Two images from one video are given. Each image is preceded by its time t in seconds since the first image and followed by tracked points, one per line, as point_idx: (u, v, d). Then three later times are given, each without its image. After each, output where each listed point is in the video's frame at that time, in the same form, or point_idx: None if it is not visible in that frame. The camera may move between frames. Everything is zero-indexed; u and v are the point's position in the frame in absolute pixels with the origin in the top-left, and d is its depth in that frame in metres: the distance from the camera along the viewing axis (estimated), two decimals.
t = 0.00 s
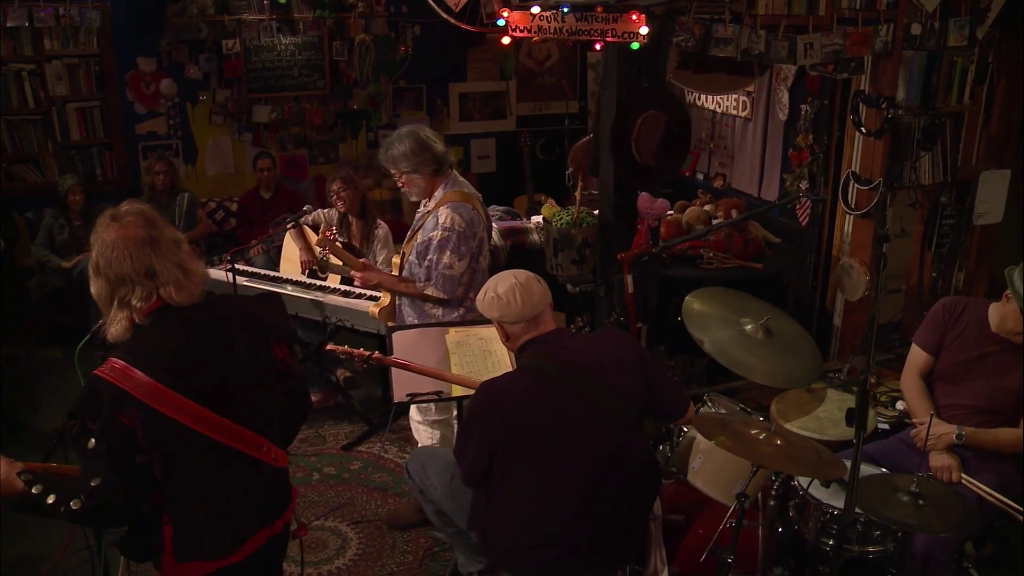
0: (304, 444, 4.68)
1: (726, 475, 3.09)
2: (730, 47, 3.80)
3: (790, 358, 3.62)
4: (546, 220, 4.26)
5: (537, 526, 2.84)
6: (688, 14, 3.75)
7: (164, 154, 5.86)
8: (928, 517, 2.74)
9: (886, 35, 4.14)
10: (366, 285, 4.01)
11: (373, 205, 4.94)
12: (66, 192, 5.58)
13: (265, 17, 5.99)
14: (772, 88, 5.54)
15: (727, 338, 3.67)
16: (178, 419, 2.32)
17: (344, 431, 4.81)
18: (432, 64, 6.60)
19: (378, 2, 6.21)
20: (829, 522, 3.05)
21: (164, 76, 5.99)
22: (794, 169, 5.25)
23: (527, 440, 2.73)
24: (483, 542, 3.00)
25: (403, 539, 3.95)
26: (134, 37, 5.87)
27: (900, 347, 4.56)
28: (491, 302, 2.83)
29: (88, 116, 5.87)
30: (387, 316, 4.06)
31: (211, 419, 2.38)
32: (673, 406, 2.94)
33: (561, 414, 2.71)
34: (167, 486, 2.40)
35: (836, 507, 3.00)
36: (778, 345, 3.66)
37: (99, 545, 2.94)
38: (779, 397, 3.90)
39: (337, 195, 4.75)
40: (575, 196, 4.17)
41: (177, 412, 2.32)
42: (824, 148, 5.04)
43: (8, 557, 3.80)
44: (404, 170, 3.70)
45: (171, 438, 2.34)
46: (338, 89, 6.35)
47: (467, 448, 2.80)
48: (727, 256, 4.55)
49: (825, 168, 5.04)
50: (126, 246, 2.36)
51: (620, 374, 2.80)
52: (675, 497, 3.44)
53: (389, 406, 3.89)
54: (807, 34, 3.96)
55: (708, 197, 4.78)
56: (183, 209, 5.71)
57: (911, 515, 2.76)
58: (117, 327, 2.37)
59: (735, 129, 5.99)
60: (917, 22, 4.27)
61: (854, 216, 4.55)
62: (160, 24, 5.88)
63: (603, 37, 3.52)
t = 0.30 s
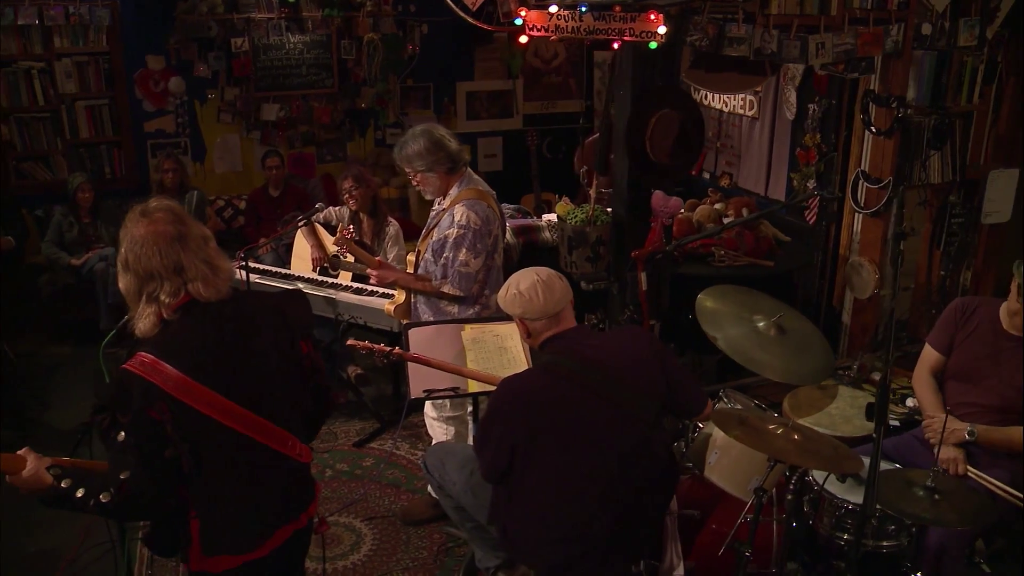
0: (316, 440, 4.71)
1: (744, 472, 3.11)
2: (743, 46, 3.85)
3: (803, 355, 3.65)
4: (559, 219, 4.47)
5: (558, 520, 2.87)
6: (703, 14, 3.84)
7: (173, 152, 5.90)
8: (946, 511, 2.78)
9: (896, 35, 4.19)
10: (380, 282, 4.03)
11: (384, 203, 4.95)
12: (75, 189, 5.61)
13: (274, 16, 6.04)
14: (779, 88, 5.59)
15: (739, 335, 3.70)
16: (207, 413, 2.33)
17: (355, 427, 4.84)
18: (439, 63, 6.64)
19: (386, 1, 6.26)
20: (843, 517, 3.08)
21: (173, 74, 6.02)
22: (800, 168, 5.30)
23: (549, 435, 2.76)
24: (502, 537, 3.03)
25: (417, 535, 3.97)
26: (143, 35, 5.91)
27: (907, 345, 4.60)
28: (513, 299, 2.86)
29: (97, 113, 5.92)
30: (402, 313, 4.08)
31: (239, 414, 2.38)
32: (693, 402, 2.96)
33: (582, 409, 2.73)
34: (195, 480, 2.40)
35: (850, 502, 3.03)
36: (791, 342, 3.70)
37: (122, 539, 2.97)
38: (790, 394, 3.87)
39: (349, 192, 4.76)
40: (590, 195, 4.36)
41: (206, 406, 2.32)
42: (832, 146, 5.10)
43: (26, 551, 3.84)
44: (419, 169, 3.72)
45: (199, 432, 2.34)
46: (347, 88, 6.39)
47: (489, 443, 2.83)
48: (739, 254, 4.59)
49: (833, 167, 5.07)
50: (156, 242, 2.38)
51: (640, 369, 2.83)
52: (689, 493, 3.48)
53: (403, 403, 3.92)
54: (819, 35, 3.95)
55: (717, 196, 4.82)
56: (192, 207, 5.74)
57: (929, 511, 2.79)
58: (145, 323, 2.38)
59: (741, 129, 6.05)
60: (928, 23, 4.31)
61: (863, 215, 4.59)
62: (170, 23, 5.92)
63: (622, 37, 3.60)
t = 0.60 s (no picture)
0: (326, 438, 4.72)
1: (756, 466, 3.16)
2: (754, 46, 4.11)
3: (815, 352, 3.68)
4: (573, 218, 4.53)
5: (577, 515, 2.89)
6: (715, 15, 4.14)
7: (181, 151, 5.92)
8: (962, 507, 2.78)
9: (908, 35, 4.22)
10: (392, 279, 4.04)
11: (394, 201, 4.97)
12: (85, 188, 5.63)
13: (283, 14, 6.09)
14: (786, 88, 5.65)
15: (750, 333, 3.74)
16: (230, 409, 2.33)
17: (366, 425, 4.86)
18: (445, 62, 6.69)
19: None
20: (857, 513, 3.10)
21: (181, 73, 6.03)
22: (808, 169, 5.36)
23: (569, 430, 2.78)
24: (520, 533, 3.05)
25: (430, 532, 3.99)
26: (152, 34, 5.93)
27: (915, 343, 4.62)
28: (532, 296, 2.88)
29: (106, 112, 5.94)
30: (415, 310, 4.09)
31: (263, 409, 2.38)
32: (710, 399, 2.98)
33: (600, 405, 2.76)
34: (220, 476, 2.40)
35: (864, 497, 3.05)
36: (803, 339, 3.73)
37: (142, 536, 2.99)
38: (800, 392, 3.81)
39: (360, 191, 4.77)
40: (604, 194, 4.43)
41: (231, 401, 2.32)
42: (839, 146, 5.17)
43: (44, 547, 3.88)
44: (433, 168, 3.71)
45: (225, 427, 2.34)
46: (354, 87, 6.45)
47: (508, 439, 2.85)
48: (748, 253, 4.63)
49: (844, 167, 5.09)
50: (179, 238, 2.38)
51: (657, 366, 2.85)
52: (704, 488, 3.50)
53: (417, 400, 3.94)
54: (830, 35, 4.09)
55: (727, 195, 4.85)
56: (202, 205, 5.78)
57: (941, 504, 2.82)
58: (169, 319, 2.39)
59: (748, 128, 6.14)
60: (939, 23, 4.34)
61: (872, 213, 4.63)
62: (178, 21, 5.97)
63: (637, 36, 3.76)
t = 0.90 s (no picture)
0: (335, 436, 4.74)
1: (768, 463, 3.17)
2: (763, 45, 4.08)
3: (824, 350, 3.70)
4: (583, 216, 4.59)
5: (591, 512, 2.90)
6: (725, 14, 4.06)
7: (188, 150, 5.94)
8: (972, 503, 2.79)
9: (914, 35, 4.28)
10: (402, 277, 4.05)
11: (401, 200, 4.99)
12: (91, 187, 5.65)
13: (289, 14, 6.12)
14: (791, 88, 5.69)
15: (760, 330, 3.76)
16: (251, 406, 2.34)
17: (374, 423, 4.88)
18: (451, 62, 6.71)
19: None
20: (867, 508, 3.12)
21: (188, 73, 6.07)
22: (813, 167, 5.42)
23: (584, 428, 2.80)
24: (533, 529, 3.07)
25: (440, 529, 4.01)
26: (158, 33, 5.97)
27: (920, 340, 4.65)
28: (546, 294, 2.90)
29: (112, 112, 5.97)
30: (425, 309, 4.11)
31: (283, 406, 2.39)
32: (722, 396, 3.01)
33: (615, 402, 2.77)
34: (239, 473, 2.41)
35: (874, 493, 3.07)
36: (811, 337, 3.75)
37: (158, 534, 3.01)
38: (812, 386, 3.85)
39: (368, 189, 4.78)
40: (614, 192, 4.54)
41: (251, 398, 2.33)
42: (843, 146, 5.22)
43: (56, 544, 3.91)
44: (443, 167, 3.72)
45: (245, 423, 2.35)
46: (359, 86, 6.48)
47: (523, 437, 2.86)
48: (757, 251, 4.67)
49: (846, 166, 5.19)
50: (199, 236, 2.38)
51: (670, 363, 2.87)
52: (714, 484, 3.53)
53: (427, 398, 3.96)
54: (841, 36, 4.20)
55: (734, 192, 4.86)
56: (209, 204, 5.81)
57: (954, 501, 2.81)
58: (188, 316, 2.38)
59: (753, 127, 6.18)
60: (945, 22, 4.38)
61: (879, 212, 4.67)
62: (184, 21, 6.00)
63: (649, 36, 3.81)
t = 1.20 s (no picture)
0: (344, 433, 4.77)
1: (781, 458, 3.21)
2: (773, 44, 4.30)
3: (832, 346, 3.73)
4: (593, 214, 4.82)
5: (606, 507, 2.91)
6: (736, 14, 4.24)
7: (194, 148, 5.98)
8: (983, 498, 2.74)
9: (921, 34, 4.43)
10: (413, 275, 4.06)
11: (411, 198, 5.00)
12: (98, 185, 5.69)
13: (295, 13, 6.15)
14: (796, 87, 5.73)
15: (770, 327, 3.78)
16: (270, 403, 2.35)
17: (384, 420, 4.90)
18: (457, 60, 6.72)
19: None
20: (878, 504, 3.13)
21: (194, 70, 6.14)
22: (819, 165, 5.54)
23: (599, 424, 2.81)
24: (548, 524, 3.08)
25: (451, 525, 4.02)
26: (164, 32, 6.03)
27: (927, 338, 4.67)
28: (562, 290, 2.92)
29: (118, 109, 6.07)
30: (435, 306, 4.12)
31: (303, 401, 2.40)
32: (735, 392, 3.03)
33: (631, 398, 2.79)
34: (259, 468, 2.42)
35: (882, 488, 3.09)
36: (820, 334, 3.77)
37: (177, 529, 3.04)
38: (820, 385, 3.86)
39: (376, 186, 4.76)
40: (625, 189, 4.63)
41: (273, 394, 2.34)
42: (849, 145, 5.29)
43: (68, 540, 3.93)
44: (453, 165, 3.72)
45: (265, 419, 2.36)
46: (365, 85, 6.50)
47: (538, 433, 2.87)
48: (764, 249, 4.74)
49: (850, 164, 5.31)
50: (218, 232, 2.39)
51: (684, 359, 2.89)
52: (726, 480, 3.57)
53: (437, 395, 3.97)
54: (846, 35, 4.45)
55: (742, 192, 5.02)
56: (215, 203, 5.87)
57: (965, 496, 2.76)
58: (208, 312, 2.39)
59: (758, 126, 6.19)
60: (952, 22, 4.41)
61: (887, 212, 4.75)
62: (190, 19, 6.04)
63: (661, 35, 3.82)
